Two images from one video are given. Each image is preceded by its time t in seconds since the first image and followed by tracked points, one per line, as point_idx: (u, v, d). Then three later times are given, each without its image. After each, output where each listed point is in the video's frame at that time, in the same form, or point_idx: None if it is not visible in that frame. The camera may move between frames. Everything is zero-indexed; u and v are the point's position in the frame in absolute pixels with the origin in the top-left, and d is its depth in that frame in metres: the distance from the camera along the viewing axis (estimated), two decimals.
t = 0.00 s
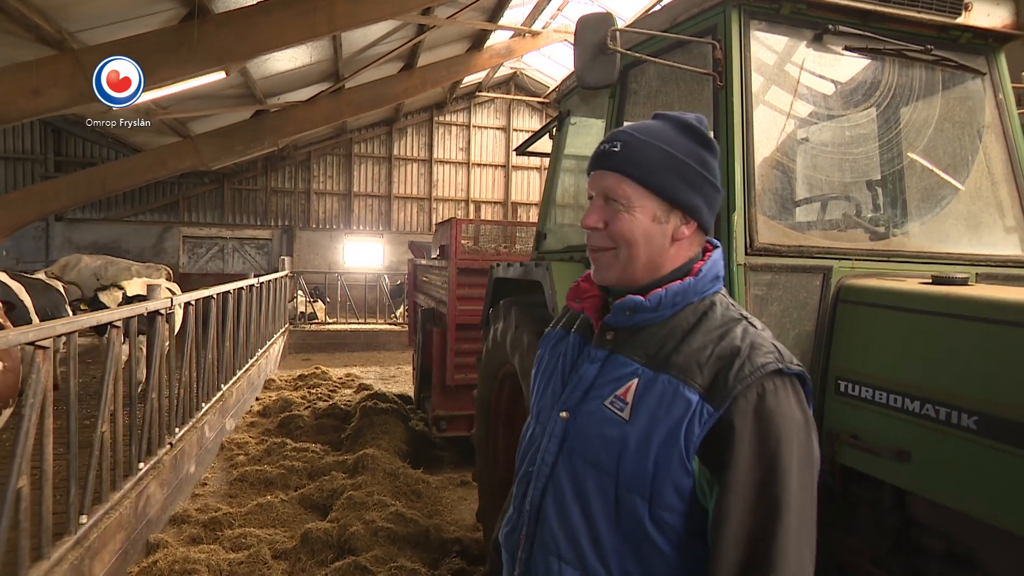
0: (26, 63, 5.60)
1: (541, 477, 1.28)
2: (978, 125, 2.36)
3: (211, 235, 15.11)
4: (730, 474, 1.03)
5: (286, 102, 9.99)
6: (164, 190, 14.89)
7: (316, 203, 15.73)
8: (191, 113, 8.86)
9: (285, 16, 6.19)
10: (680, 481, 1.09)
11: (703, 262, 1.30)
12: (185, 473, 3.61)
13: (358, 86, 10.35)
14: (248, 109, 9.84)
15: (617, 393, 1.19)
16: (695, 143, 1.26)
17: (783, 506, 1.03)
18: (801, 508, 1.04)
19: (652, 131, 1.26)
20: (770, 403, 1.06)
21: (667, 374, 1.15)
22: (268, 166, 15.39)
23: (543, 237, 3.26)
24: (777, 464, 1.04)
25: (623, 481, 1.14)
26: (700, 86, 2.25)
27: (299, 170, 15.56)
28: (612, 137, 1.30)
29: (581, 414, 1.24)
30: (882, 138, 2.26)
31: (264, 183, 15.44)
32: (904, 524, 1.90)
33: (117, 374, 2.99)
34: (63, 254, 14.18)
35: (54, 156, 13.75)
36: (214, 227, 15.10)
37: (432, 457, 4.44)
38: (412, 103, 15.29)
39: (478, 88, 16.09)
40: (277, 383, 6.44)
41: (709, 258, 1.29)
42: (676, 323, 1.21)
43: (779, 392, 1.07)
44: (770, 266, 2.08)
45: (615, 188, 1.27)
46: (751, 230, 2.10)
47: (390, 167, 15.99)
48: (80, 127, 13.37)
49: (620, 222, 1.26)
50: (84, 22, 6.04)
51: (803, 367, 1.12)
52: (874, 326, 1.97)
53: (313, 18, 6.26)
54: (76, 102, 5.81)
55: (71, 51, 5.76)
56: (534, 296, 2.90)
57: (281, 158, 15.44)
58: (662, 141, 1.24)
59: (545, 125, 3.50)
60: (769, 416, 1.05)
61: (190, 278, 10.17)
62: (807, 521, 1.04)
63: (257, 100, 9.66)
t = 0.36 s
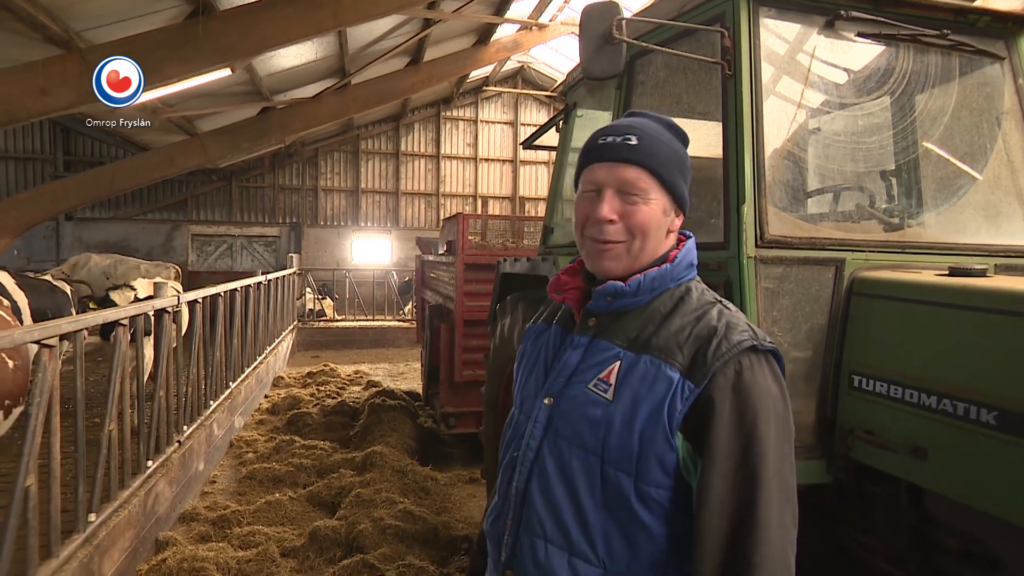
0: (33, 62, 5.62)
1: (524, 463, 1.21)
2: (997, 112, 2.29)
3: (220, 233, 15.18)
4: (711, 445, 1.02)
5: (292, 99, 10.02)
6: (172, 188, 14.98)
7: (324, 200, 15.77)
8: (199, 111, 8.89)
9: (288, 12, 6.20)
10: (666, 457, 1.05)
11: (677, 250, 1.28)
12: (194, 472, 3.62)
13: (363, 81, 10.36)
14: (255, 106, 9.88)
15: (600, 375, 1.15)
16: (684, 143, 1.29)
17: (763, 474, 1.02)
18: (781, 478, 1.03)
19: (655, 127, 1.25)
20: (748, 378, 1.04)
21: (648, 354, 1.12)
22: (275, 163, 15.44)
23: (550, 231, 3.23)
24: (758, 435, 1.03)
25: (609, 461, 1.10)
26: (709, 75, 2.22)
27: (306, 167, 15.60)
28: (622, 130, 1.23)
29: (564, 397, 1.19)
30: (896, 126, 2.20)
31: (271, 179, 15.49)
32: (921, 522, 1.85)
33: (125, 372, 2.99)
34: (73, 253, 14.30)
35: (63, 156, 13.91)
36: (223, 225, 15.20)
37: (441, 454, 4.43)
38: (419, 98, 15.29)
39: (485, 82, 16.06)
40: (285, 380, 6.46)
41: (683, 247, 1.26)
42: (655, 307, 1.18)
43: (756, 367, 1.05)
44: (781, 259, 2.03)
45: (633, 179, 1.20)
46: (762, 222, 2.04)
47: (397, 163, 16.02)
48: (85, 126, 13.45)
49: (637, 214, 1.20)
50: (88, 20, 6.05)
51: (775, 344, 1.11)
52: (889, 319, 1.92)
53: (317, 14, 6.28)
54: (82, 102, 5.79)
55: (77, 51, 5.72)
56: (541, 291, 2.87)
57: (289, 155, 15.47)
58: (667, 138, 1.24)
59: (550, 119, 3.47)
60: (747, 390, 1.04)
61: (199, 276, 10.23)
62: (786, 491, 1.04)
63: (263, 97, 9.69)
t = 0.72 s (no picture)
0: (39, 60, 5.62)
1: (531, 465, 1.16)
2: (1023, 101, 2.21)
3: (227, 232, 15.23)
4: (731, 452, 0.98)
5: (300, 95, 10.03)
6: (180, 186, 15.04)
7: (332, 198, 15.79)
8: (206, 109, 8.89)
9: (293, 8, 6.20)
10: (683, 462, 1.01)
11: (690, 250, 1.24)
12: (202, 471, 3.61)
13: (369, 77, 10.35)
14: (262, 103, 9.89)
15: (614, 376, 1.10)
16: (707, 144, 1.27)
17: (782, 484, 0.98)
18: (797, 486, 1.00)
19: (692, 125, 1.22)
20: (769, 384, 1.00)
21: (666, 356, 1.07)
22: (283, 161, 15.47)
23: (560, 227, 3.19)
24: (778, 442, 0.99)
25: (623, 465, 1.06)
26: (721, 66, 2.16)
27: (314, 164, 15.61)
28: (664, 125, 1.18)
29: (575, 398, 1.14)
30: (916, 117, 2.13)
31: (279, 177, 15.52)
32: (943, 524, 1.80)
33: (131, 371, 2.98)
34: (81, 252, 14.38)
35: (71, 155, 13.98)
36: (232, 224, 15.25)
37: (450, 453, 4.40)
38: (426, 94, 15.27)
39: (493, 78, 16.03)
40: (293, 379, 6.46)
41: (699, 246, 1.22)
42: (670, 309, 1.13)
43: (776, 372, 1.02)
44: (797, 255, 1.98)
45: (674, 177, 1.16)
46: (777, 216, 1.99)
47: (405, 159, 16.01)
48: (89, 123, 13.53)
49: (677, 213, 1.16)
50: (94, 17, 6.06)
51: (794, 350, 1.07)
52: (909, 316, 1.86)
53: (323, 8, 6.27)
54: (88, 100, 5.82)
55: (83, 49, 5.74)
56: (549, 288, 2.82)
57: (296, 153, 15.50)
58: (704, 139, 1.21)
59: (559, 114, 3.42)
60: (767, 395, 1.00)
61: (207, 275, 10.25)
62: (802, 498, 1.01)
63: (270, 94, 9.70)
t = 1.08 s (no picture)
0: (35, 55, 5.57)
1: (539, 475, 1.13)
2: None
3: (225, 229, 15.13)
4: (751, 463, 0.95)
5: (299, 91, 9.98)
6: (177, 183, 14.99)
7: (332, 195, 15.74)
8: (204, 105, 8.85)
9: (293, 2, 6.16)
10: (699, 474, 0.98)
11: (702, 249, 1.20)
12: (200, 471, 3.58)
13: (369, 73, 10.29)
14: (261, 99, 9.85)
15: (626, 383, 1.07)
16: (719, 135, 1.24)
17: (803, 497, 0.95)
18: (817, 497, 0.98)
19: (705, 115, 1.18)
20: (789, 392, 0.97)
21: (681, 363, 1.04)
22: (282, 157, 15.42)
23: (563, 225, 3.16)
24: (798, 453, 0.96)
25: (636, 477, 1.02)
26: (729, 60, 2.11)
27: (313, 161, 15.56)
28: (676, 116, 1.14)
29: (585, 405, 1.10)
30: (926, 112, 2.09)
31: (277, 174, 15.47)
32: (955, 527, 1.76)
33: (130, 370, 2.94)
34: (78, 250, 14.34)
35: (68, 151, 13.93)
36: (230, 221, 15.20)
37: (451, 453, 4.37)
38: (427, 90, 15.21)
39: (494, 74, 15.98)
40: (292, 378, 6.42)
41: (714, 245, 1.18)
42: (685, 312, 1.10)
43: (796, 380, 0.99)
44: (805, 252, 1.93)
45: (686, 171, 1.13)
46: (785, 213, 1.95)
47: (406, 156, 15.97)
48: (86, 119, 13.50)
49: (692, 208, 1.13)
50: (90, 12, 6.01)
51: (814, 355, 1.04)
52: (920, 315, 1.82)
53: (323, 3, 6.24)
54: (85, 95, 5.77)
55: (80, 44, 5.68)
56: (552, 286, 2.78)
57: (295, 150, 15.45)
58: (716, 130, 1.17)
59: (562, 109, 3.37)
60: (788, 403, 0.97)
61: (205, 273, 10.21)
62: (821, 510, 0.98)
63: (270, 89, 9.66)
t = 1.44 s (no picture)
0: (24, 46, 5.46)
1: (545, 479, 1.11)
2: None
3: (218, 225, 15.06)
4: (764, 471, 0.93)
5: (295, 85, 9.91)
6: (169, 178, 14.87)
7: (327, 190, 15.66)
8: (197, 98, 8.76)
9: None
10: (711, 482, 0.96)
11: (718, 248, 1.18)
12: (192, 470, 3.54)
13: (365, 67, 10.22)
14: (255, 92, 9.77)
15: (636, 386, 1.05)
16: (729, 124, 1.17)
17: (817, 508, 0.93)
18: (832, 507, 0.96)
19: (697, 104, 1.13)
20: (805, 397, 0.95)
21: (693, 365, 1.02)
22: (276, 152, 15.32)
23: (562, 222, 3.13)
24: (812, 461, 0.95)
25: (643, 483, 1.00)
26: (732, 56, 2.08)
27: (308, 156, 15.47)
28: (660, 107, 1.12)
29: (593, 408, 1.08)
30: (930, 110, 2.06)
31: (271, 169, 15.38)
32: (958, 528, 1.73)
33: (121, 368, 2.89)
34: (68, 245, 14.23)
35: (57, 145, 13.79)
36: (223, 217, 15.11)
37: (448, 452, 4.34)
38: (423, 85, 15.14)
39: (492, 68, 15.92)
40: (287, 376, 6.38)
41: (728, 243, 1.16)
42: (698, 312, 1.08)
43: (812, 385, 0.97)
44: (808, 250, 1.90)
45: (664, 163, 1.10)
46: (788, 211, 1.92)
47: (402, 151, 15.90)
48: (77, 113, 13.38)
49: (672, 202, 1.09)
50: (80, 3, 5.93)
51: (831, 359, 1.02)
52: (925, 315, 1.79)
53: None
54: (75, 87, 5.65)
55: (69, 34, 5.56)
56: (550, 284, 2.75)
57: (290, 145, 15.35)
58: (710, 117, 1.12)
59: (561, 105, 3.34)
60: (803, 409, 0.95)
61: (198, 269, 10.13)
62: (836, 521, 0.96)
63: (264, 83, 9.58)
